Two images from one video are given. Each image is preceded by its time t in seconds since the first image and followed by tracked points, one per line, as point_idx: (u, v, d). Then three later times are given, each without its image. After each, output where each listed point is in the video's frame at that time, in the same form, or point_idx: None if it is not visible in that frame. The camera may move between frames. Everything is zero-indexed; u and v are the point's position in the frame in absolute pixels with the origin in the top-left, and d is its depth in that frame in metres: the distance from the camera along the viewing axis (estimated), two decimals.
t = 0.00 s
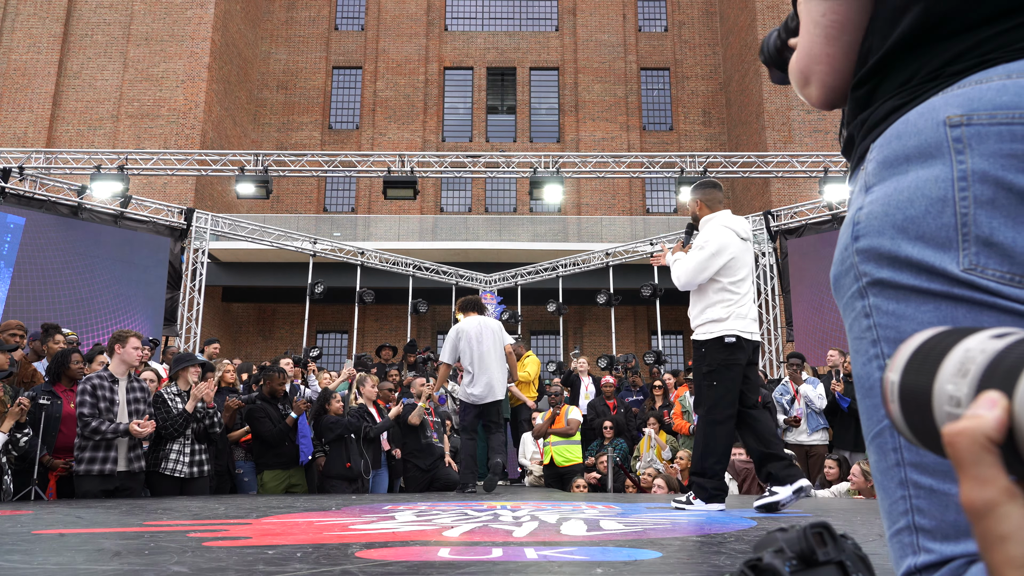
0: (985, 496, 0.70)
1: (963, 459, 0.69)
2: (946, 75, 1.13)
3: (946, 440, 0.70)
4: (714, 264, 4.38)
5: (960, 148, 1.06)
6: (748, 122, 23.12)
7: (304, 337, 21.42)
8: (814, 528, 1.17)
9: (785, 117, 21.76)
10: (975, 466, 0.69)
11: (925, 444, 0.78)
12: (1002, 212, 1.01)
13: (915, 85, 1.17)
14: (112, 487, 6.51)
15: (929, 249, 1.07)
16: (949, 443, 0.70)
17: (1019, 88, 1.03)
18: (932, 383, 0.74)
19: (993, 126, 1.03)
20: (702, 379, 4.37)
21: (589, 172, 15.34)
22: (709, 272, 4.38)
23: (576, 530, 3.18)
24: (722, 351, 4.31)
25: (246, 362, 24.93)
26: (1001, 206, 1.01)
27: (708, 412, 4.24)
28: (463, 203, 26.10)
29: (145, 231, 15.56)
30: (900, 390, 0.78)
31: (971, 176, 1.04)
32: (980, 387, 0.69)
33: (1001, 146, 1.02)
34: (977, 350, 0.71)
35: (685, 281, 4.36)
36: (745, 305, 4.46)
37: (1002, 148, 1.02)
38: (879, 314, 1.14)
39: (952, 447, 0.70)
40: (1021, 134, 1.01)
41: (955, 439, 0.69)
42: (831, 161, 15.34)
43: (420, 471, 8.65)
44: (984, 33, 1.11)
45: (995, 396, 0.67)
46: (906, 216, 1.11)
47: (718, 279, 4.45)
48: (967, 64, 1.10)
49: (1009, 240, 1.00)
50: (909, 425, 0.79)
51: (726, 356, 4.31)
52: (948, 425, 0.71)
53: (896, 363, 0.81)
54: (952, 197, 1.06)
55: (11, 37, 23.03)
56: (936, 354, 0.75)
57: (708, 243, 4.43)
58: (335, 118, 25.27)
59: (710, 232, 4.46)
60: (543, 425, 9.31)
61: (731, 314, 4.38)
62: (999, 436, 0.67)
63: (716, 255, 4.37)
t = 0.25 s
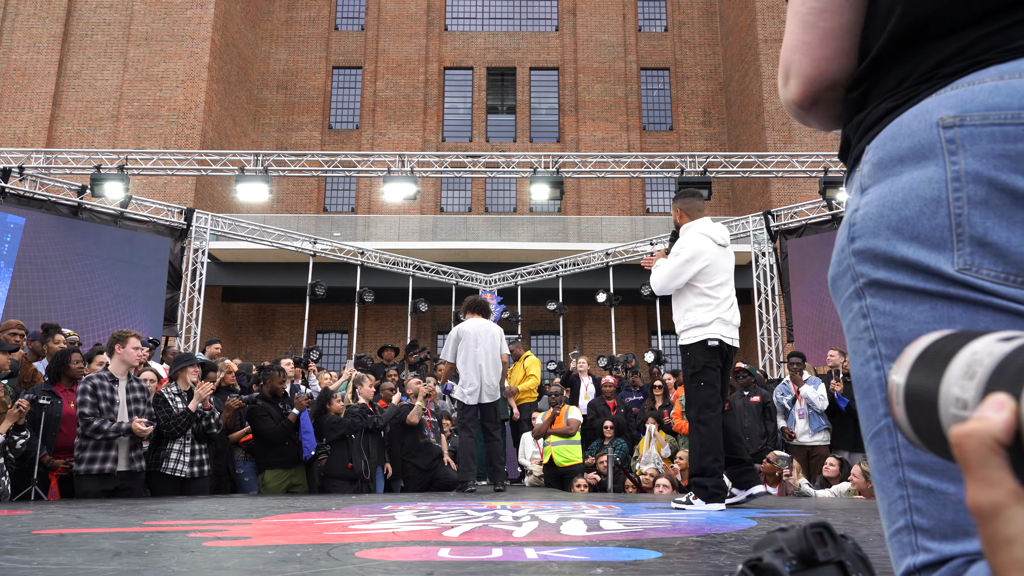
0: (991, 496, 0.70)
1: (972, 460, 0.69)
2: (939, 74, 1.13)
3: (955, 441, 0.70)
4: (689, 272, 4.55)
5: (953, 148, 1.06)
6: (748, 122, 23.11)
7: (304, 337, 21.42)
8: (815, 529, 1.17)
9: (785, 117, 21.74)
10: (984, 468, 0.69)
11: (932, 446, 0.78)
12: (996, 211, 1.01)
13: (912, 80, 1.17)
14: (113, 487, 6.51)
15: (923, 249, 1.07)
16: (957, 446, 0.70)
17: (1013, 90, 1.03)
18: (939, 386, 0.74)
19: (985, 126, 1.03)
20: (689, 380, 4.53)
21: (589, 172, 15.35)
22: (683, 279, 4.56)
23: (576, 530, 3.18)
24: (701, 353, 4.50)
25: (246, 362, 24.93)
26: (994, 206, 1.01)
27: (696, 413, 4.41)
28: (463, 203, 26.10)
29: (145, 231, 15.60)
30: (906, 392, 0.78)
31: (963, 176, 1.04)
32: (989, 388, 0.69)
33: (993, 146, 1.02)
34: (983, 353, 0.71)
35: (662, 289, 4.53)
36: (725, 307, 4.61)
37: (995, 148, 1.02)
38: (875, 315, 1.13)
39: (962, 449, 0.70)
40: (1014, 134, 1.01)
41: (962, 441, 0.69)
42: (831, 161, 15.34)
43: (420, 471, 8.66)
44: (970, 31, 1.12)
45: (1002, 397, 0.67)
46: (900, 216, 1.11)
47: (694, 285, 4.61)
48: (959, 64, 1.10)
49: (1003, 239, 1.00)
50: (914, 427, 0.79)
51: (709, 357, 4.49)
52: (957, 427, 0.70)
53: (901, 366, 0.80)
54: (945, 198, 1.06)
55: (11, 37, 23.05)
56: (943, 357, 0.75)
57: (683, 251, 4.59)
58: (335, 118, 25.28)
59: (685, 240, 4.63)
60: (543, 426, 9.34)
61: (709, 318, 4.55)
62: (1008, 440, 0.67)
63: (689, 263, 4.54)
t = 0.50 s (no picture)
0: (995, 502, 0.70)
1: (974, 465, 0.70)
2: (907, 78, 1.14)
3: (956, 446, 0.71)
4: (677, 284, 4.78)
5: (915, 155, 1.07)
6: (748, 122, 23.09)
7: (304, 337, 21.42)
8: (815, 528, 1.17)
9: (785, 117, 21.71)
10: (987, 473, 0.70)
11: (935, 453, 0.79)
12: (956, 214, 1.02)
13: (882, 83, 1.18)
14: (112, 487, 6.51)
15: (891, 254, 1.08)
16: (961, 451, 0.71)
17: (975, 94, 1.03)
18: (942, 394, 0.74)
19: (945, 131, 1.04)
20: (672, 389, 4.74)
21: (589, 172, 15.34)
22: (672, 291, 4.78)
23: (576, 530, 3.17)
24: (688, 364, 4.70)
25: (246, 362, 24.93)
26: (955, 209, 1.02)
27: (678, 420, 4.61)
28: (463, 203, 26.11)
29: (145, 231, 15.62)
30: (906, 401, 0.78)
31: (925, 182, 1.06)
32: (990, 395, 0.70)
33: (954, 149, 1.03)
34: (986, 360, 0.72)
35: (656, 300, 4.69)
36: (711, 320, 4.83)
37: (954, 153, 1.03)
38: (854, 319, 1.14)
39: (966, 454, 0.70)
40: (970, 139, 1.02)
41: (965, 445, 0.70)
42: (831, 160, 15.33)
43: (419, 471, 8.65)
44: (926, 35, 1.13)
45: (1006, 404, 0.68)
46: (868, 222, 1.13)
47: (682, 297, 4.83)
48: (921, 74, 1.11)
49: (965, 241, 1.01)
50: (914, 434, 0.79)
51: (692, 369, 4.70)
52: (959, 433, 0.71)
53: (901, 374, 0.80)
54: (909, 203, 1.07)
55: (11, 38, 23.06)
56: (946, 362, 0.76)
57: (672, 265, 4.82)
58: (335, 118, 25.29)
59: (675, 254, 4.86)
60: (543, 425, 9.22)
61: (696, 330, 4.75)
62: (1012, 446, 0.68)
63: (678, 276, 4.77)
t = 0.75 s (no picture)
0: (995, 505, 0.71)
1: (978, 467, 0.70)
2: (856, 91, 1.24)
3: (961, 449, 0.71)
4: (662, 289, 4.96)
5: (852, 167, 1.19)
6: (748, 122, 23.07)
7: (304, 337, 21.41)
8: (815, 529, 1.17)
9: (785, 117, 21.68)
10: (989, 474, 0.71)
11: (938, 456, 0.80)
12: (885, 220, 1.13)
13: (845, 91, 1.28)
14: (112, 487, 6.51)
15: (836, 261, 1.21)
16: (965, 453, 0.71)
17: (903, 106, 1.13)
18: (944, 397, 0.75)
19: (873, 143, 1.15)
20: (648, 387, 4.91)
21: (589, 172, 15.34)
22: (656, 296, 4.95)
23: (576, 530, 3.18)
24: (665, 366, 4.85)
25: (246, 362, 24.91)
26: (884, 214, 1.13)
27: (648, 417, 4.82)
28: (463, 203, 26.10)
29: (145, 231, 15.64)
30: (909, 403, 0.80)
31: (859, 191, 1.17)
32: (993, 398, 0.71)
33: (883, 161, 1.14)
34: (989, 363, 0.72)
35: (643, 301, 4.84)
36: (695, 323, 4.97)
37: (883, 164, 1.14)
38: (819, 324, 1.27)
39: (969, 457, 0.71)
40: (894, 147, 1.13)
41: (970, 449, 0.70)
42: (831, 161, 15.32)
43: (420, 471, 8.66)
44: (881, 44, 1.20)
45: (1010, 406, 0.69)
46: (818, 234, 1.25)
47: (667, 302, 5.00)
48: (868, 87, 1.21)
49: (895, 245, 1.12)
50: (917, 435, 0.80)
51: (666, 369, 4.85)
52: (965, 437, 0.71)
53: (904, 379, 0.82)
54: (846, 213, 1.19)
55: (11, 38, 23.06)
56: (946, 367, 0.77)
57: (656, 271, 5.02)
58: (335, 118, 25.27)
59: (659, 261, 5.06)
60: (543, 425, 9.20)
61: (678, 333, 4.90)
62: (1014, 448, 0.69)
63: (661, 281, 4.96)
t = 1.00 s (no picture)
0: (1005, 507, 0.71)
1: (985, 471, 0.71)
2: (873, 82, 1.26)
3: (969, 452, 0.72)
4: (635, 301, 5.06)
5: (867, 161, 1.19)
6: (748, 122, 23.05)
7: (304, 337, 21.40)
8: (815, 528, 1.17)
9: (785, 117, 21.67)
10: (997, 477, 0.71)
11: (940, 454, 0.81)
12: (899, 212, 1.13)
13: (862, 94, 1.29)
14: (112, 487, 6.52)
15: (847, 255, 1.21)
16: (972, 456, 0.72)
17: (917, 101, 1.14)
18: (951, 399, 0.76)
19: (889, 136, 1.16)
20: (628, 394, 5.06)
21: (589, 172, 15.33)
22: (631, 309, 5.06)
23: (576, 530, 3.18)
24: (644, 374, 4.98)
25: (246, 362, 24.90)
26: (896, 206, 1.14)
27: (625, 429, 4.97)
28: (463, 203, 26.09)
29: (145, 231, 15.64)
30: (914, 403, 0.81)
31: (869, 184, 1.18)
32: (1004, 400, 0.71)
33: (897, 154, 1.15)
34: (998, 363, 0.73)
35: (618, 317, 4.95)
36: (672, 331, 5.08)
37: (898, 157, 1.15)
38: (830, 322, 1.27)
39: (975, 458, 0.72)
40: (908, 141, 1.14)
41: (979, 449, 0.70)
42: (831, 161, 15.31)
43: (421, 472, 8.67)
44: (910, 41, 1.20)
45: (1016, 408, 0.70)
46: (833, 230, 1.26)
47: (642, 313, 5.09)
48: (886, 86, 1.22)
49: (906, 237, 1.12)
50: (925, 437, 0.81)
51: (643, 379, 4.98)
52: (972, 439, 0.72)
53: (912, 378, 0.83)
54: (860, 207, 1.20)
55: (11, 38, 23.05)
56: (955, 368, 0.78)
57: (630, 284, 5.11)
58: (335, 118, 25.28)
59: (633, 274, 5.14)
60: (543, 425, 9.27)
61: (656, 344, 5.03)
62: (1020, 451, 0.69)
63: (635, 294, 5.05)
